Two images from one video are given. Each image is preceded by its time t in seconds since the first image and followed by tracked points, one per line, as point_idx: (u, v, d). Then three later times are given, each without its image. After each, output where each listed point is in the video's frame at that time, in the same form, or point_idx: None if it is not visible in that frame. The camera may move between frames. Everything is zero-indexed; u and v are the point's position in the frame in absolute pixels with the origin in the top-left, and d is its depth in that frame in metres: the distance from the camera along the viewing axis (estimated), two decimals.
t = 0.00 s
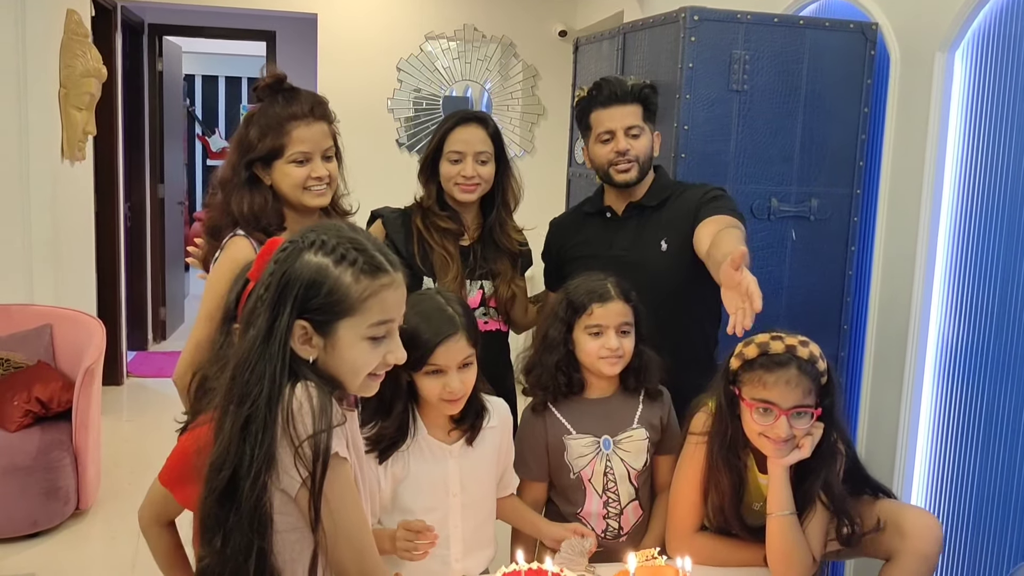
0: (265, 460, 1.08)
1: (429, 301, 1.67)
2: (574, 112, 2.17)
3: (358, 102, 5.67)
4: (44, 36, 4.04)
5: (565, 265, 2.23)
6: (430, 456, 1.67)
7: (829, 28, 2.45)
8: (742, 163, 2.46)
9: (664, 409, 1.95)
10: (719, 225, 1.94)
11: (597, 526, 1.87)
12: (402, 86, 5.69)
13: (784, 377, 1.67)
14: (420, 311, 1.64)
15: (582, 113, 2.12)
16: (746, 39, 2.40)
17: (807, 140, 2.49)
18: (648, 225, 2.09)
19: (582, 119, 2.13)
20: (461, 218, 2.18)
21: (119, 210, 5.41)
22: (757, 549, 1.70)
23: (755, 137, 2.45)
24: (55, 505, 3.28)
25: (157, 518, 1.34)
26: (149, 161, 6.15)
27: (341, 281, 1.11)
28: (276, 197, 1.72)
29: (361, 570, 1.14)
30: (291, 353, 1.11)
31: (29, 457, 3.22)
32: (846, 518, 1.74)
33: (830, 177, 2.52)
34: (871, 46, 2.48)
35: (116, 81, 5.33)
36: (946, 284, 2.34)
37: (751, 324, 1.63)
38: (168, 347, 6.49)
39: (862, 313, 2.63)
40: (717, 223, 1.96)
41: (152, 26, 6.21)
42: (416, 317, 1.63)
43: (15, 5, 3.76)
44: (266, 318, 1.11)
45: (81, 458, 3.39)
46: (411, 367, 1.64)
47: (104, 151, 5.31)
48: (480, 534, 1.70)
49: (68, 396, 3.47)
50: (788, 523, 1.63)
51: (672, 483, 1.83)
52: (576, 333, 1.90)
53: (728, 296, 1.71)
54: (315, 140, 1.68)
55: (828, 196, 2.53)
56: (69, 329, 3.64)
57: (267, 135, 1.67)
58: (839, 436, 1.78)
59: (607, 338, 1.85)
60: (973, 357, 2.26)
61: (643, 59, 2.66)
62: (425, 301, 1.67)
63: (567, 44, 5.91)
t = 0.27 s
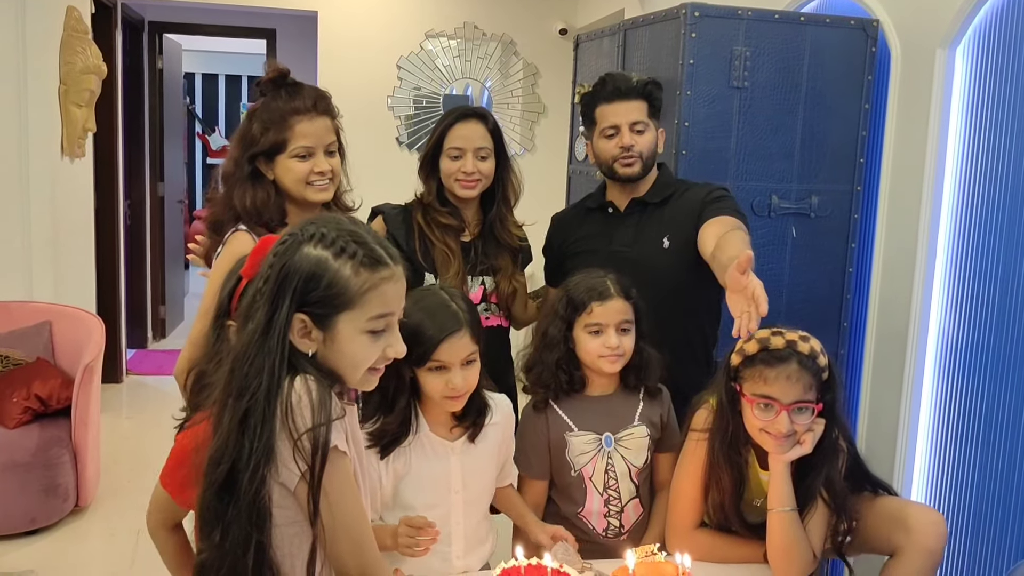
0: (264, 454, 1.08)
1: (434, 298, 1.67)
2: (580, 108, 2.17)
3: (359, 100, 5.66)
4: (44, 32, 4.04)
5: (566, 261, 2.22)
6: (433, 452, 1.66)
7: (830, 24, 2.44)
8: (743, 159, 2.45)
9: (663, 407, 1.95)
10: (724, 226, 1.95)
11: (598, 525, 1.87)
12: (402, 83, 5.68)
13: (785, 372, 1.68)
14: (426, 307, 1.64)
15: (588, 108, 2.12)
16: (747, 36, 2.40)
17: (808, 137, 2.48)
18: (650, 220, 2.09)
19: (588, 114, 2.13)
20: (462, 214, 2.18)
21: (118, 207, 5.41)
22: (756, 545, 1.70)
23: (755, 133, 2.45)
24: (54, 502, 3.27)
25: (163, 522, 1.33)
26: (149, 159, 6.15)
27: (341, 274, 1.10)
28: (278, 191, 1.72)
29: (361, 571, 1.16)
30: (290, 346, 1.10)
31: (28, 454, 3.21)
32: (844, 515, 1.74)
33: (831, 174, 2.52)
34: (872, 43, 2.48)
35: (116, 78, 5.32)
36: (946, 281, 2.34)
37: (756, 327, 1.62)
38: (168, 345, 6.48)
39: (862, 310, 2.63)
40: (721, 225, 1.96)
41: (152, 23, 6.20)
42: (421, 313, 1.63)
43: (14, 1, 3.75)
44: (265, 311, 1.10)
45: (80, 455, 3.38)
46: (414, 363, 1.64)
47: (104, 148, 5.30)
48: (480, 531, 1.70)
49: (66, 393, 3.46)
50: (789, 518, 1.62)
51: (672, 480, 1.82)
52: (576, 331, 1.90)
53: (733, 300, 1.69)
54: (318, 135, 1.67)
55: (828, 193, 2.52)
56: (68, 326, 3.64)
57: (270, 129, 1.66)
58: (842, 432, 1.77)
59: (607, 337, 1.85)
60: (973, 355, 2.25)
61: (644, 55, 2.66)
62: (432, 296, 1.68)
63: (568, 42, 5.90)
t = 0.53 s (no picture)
0: (261, 459, 1.07)
1: (438, 304, 1.65)
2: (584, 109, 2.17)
3: (360, 101, 5.66)
4: (45, 33, 4.03)
5: (567, 262, 2.20)
6: (435, 461, 1.65)
7: (831, 26, 2.43)
8: (744, 161, 2.45)
9: (664, 413, 1.94)
10: (728, 229, 1.94)
11: (593, 530, 1.87)
12: (403, 85, 5.68)
13: (786, 375, 1.67)
14: (432, 313, 1.64)
15: (592, 108, 2.12)
16: (749, 37, 2.39)
17: (809, 139, 2.48)
18: (655, 224, 2.08)
19: (591, 115, 2.13)
20: (464, 215, 2.18)
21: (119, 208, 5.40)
22: (755, 550, 1.70)
23: (757, 136, 2.44)
24: (53, 503, 3.27)
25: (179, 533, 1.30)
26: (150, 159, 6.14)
27: (339, 277, 1.10)
28: (281, 193, 1.71)
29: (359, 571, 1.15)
30: (288, 350, 1.10)
31: (27, 455, 3.20)
32: (843, 522, 1.73)
33: (833, 177, 2.51)
34: (874, 45, 2.47)
35: (117, 78, 5.32)
36: (948, 283, 2.33)
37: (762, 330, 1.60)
38: (168, 346, 6.47)
39: (863, 313, 2.62)
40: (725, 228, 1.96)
41: (153, 24, 6.20)
42: (427, 319, 1.63)
43: (15, 2, 3.75)
44: (263, 314, 1.09)
45: (80, 457, 3.38)
46: (418, 368, 1.63)
47: (105, 149, 5.30)
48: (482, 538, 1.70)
49: (66, 394, 3.46)
50: (789, 523, 1.62)
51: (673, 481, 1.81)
52: (577, 335, 1.89)
53: (740, 303, 1.68)
54: (320, 137, 1.67)
55: (829, 195, 2.52)
56: (68, 327, 3.64)
57: (273, 130, 1.66)
58: (843, 436, 1.76)
59: (608, 342, 1.84)
60: (975, 358, 2.25)
61: (645, 57, 2.65)
62: (439, 301, 1.67)
63: (569, 43, 5.90)
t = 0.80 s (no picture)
0: (278, 463, 1.07)
1: (458, 307, 1.65)
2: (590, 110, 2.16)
3: (363, 101, 5.65)
4: (47, 34, 4.03)
5: (575, 263, 2.19)
6: (451, 468, 1.64)
7: (838, 26, 2.43)
8: (752, 161, 2.44)
9: (675, 418, 1.93)
10: (738, 229, 1.94)
11: (602, 534, 1.86)
12: (405, 85, 5.67)
13: (796, 377, 1.66)
14: (450, 316, 1.63)
15: (597, 110, 2.11)
16: (756, 37, 2.38)
17: (817, 140, 2.47)
18: (664, 225, 2.07)
19: (597, 117, 2.12)
20: (473, 216, 2.17)
21: (122, 208, 5.40)
22: (768, 552, 1.70)
23: (764, 136, 2.44)
24: (59, 504, 3.27)
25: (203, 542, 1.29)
26: (152, 160, 6.14)
27: (355, 280, 1.09)
28: (292, 195, 1.71)
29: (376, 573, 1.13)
30: (304, 354, 1.09)
31: (32, 456, 3.20)
32: (855, 526, 1.71)
33: (841, 177, 2.51)
34: (881, 45, 2.46)
35: (120, 79, 5.31)
36: (957, 283, 2.32)
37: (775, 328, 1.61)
38: (170, 347, 6.47)
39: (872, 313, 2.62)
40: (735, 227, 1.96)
41: (155, 24, 6.19)
42: (446, 322, 1.61)
43: (18, 3, 3.75)
44: (278, 319, 1.09)
45: (85, 458, 3.37)
46: (435, 370, 1.62)
47: (107, 150, 5.29)
48: (496, 544, 1.69)
49: (71, 395, 3.46)
50: (802, 524, 1.61)
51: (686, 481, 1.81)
52: (586, 339, 1.88)
53: (754, 301, 1.67)
54: (331, 138, 1.66)
55: (837, 196, 2.51)
56: (72, 328, 3.64)
57: (284, 131, 1.66)
58: (854, 438, 1.76)
59: (618, 346, 1.84)
60: (985, 358, 2.24)
61: (652, 57, 2.65)
62: (459, 305, 1.66)
63: (571, 43, 5.89)
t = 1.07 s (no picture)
0: (309, 484, 1.06)
1: (476, 321, 1.63)
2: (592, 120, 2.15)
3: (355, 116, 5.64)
4: (40, 53, 4.01)
5: (581, 274, 2.18)
6: (471, 484, 1.63)
7: (838, 35, 2.45)
8: (755, 170, 2.45)
9: (689, 430, 1.91)
10: (750, 238, 1.93)
11: (607, 546, 1.84)
12: (396, 99, 5.68)
13: (813, 383, 1.66)
14: (469, 329, 1.61)
15: (602, 120, 2.10)
16: (757, 46, 2.40)
17: (819, 148, 2.48)
18: (670, 235, 2.07)
19: (601, 127, 2.11)
20: (478, 229, 2.16)
21: (114, 227, 5.36)
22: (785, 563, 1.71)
23: (766, 145, 2.45)
24: (59, 527, 3.23)
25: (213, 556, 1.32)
26: (143, 177, 6.11)
27: (382, 297, 1.09)
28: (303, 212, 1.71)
29: None
30: (333, 374, 1.08)
31: (31, 478, 3.16)
32: (874, 536, 1.72)
33: (843, 185, 2.51)
34: (880, 53, 2.48)
35: (110, 97, 5.29)
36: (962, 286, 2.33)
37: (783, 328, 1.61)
38: (164, 365, 6.42)
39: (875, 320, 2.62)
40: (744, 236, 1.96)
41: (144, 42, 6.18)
42: (464, 335, 1.60)
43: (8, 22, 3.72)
44: (305, 338, 1.08)
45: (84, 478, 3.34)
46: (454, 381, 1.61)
47: (99, 168, 5.27)
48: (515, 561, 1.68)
49: (69, 416, 3.43)
50: (821, 532, 1.63)
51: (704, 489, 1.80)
52: (597, 352, 1.87)
53: (762, 304, 1.67)
54: (341, 155, 1.66)
55: (840, 203, 2.52)
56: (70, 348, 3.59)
57: (294, 148, 1.65)
58: (872, 446, 1.75)
59: (629, 360, 1.82)
60: (992, 361, 2.24)
61: (651, 67, 2.66)
62: (476, 318, 1.65)
63: (561, 56, 5.92)
